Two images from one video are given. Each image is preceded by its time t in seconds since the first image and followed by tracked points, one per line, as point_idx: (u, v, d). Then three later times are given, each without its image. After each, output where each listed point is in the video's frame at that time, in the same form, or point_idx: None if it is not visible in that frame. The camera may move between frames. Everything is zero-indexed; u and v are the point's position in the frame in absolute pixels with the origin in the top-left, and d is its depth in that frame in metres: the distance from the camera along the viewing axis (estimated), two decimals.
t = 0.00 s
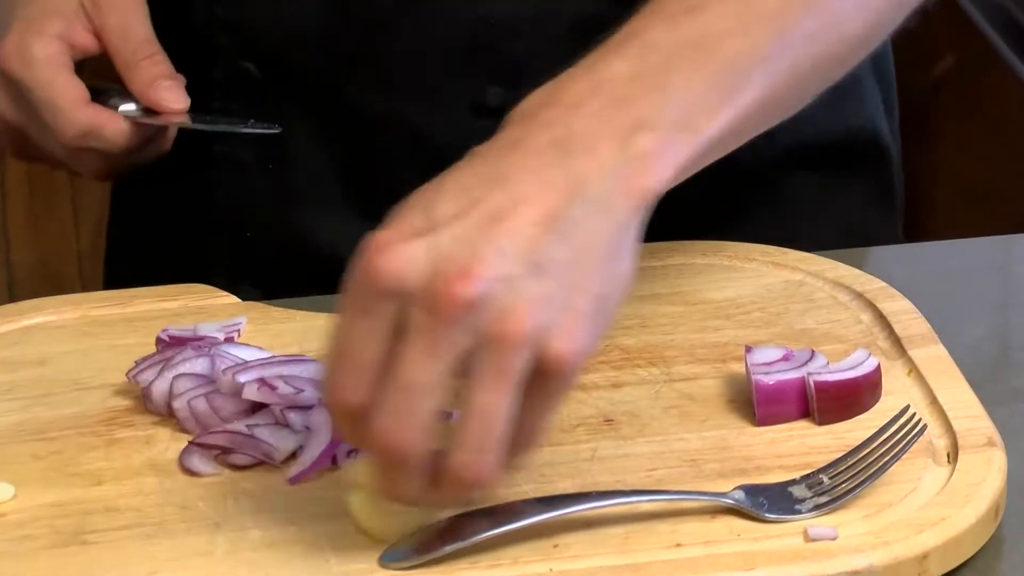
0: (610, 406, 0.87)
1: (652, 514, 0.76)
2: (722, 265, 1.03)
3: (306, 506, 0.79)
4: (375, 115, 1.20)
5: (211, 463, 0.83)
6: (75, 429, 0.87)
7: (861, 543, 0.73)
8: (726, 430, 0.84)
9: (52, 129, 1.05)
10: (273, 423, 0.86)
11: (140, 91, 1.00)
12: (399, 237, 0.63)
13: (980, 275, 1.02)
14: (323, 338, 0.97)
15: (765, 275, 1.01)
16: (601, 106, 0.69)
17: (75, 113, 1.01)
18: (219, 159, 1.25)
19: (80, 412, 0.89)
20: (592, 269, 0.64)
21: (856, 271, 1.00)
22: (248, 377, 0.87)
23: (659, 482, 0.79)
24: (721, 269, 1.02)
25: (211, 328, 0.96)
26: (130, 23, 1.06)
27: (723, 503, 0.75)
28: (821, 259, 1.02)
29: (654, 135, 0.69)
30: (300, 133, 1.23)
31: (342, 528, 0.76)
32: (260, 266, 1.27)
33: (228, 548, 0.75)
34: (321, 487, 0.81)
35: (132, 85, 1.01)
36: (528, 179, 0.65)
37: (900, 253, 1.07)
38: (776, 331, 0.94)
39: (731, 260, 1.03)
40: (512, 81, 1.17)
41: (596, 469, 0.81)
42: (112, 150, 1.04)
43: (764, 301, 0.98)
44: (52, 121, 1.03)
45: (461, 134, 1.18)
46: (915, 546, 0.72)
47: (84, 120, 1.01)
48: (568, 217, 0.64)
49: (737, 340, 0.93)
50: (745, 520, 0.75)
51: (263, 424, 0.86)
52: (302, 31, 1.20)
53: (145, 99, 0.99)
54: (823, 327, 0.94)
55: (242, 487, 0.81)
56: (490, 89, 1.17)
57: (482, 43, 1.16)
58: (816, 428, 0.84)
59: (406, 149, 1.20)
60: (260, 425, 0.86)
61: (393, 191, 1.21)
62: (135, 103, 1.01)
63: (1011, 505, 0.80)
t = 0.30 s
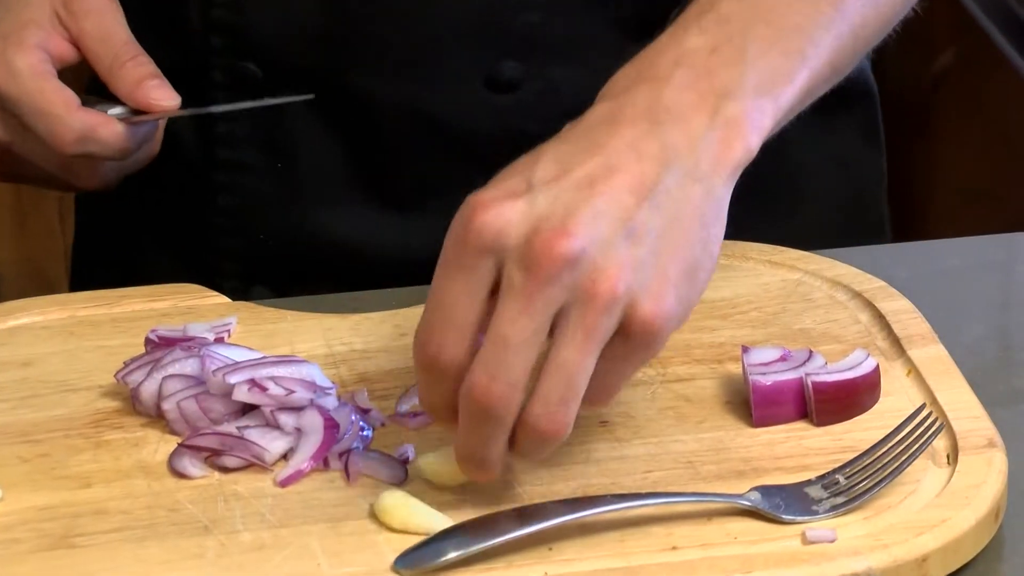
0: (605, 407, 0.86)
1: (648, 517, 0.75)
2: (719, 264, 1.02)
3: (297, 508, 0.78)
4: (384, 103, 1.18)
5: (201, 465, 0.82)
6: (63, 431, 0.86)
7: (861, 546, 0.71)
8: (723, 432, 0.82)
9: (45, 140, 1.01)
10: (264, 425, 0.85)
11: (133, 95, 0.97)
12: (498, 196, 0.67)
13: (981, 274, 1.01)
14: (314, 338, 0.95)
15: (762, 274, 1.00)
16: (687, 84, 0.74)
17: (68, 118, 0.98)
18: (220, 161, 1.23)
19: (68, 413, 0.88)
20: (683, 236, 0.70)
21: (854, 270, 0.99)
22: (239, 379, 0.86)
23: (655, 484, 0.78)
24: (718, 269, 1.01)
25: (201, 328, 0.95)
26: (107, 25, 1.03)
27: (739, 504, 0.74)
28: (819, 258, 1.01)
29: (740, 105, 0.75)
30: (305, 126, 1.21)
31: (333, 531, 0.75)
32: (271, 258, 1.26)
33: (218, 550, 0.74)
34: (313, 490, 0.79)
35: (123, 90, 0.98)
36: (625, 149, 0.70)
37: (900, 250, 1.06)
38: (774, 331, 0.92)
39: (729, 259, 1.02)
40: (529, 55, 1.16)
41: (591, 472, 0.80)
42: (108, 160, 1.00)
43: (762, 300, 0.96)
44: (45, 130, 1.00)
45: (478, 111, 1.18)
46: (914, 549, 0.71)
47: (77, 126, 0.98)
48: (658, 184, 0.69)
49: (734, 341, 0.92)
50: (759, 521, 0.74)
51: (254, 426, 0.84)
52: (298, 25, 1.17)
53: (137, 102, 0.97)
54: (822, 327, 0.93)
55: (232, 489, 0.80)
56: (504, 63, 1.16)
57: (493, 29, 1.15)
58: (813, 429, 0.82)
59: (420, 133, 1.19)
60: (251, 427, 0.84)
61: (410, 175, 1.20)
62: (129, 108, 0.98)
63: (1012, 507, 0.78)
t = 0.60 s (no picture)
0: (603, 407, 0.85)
1: (647, 518, 0.74)
2: (718, 262, 1.01)
3: (291, 510, 0.76)
4: (365, 92, 1.17)
5: (193, 466, 0.81)
6: (54, 432, 0.85)
7: (862, 547, 0.70)
8: (723, 432, 0.81)
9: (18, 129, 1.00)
10: (257, 426, 0.84)
11: (101, 80, 0.96)
12: (425, 235, 0.68)
13: (983, 273, 1.00)
14: (308, 337, 0.94)
15: (762, 272, 0.99)
16: (635, 92, 0.74)
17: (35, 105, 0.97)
18: (201, 149, 1.21)
19: (60, 413, 0.87)
20: (633, 246, 0.67)
21: (855, 268, 0.98)
22: (232, 378, 0.85)
23: (654, 485, 0.77)
24: (717, 267, 1.00)
25: (194, 328, 0.94)
26: (78, 11, 1.02)
27: (739, 505, 0.73)
28: (819, 255, 1.00)
29: (691, 105, 0.73)
30: (293, 120, 1.20)
31: (328, 532, 0.74)
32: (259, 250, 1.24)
33: (210, 552, 0.73)
34: (307, 491, 0.78)
35: (92, 72, 0.97)
36: (561, 169, 0.70)
37: (903, 248, 1.05)
38: (774, 330, 0.91)
39: (728, 257, 1.01)
40: (511, 45, 1.15)
41: (589, 473, 0.78)
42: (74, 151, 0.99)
43: (762, 299, 0.95)
44: (16, 118, 0.99)
45: (456, 101, 1.16)
46: (916, 550, 0.70)
47: (46, 112, 0.97)
48: (597, 197, 0.68)
49: (733, 340, 0.91)
50: (761, 522, 0.73)
51: (247, 426, 0.83)
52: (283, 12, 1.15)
53: (106, 91, 0.95)
54: (822, 325, 0.92)
55: (225, 490, 0.79)
56: (483, 51, 1.15)
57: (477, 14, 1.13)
58: (814, 429, 0.81)
59: (417, 131, 1.18)
60: (243, 428, 0.83)
61: (394, 166, 1.19)
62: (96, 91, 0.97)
63: (1015, 508, 0.77)
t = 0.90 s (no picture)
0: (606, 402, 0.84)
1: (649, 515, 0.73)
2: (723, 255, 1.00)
3: (290, 506, 0.75)
4: (364, 92, 1.15)
5: (191, 462, 0.79)
6: (50, 427, 0.84)
7: (867, 545, 0.69)
8: (727, 428, 0.80)
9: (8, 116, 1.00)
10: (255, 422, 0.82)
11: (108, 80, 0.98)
12: (602, 123, 0.76)
13: (990, 267, 0.98)
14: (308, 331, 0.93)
15: (767, 265, 0.98)
16: (758, 10, 0.84)
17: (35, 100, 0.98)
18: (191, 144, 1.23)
19: (56, 408, 0.86)
20: (778, 155, 0.79)
21: (861, 262, 0.97)
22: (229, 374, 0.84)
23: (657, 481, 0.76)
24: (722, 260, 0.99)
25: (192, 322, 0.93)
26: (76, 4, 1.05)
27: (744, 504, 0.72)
28: (825, 249, 0.99)
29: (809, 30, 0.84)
30: (280, 114, 1.19)
31: (326, 529, 0.73)
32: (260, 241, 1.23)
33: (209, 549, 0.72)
34: (305, 487, 0.77)
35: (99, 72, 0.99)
36: (713, 70, 0.79)
37: (911, 241, 1.03)
38: (779, 324, 0.90)
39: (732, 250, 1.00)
40: (502, 40, 1.10)
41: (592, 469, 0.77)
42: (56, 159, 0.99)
43: (767, 293, 0.94)
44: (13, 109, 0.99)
45: (454, 101, 1.13)
46: (922, 548, 0.69)
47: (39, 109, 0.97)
48: (747, 100, 0.78)
49: (738, 334, 0.90)
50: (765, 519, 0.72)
51: (244, 422, 0.82)
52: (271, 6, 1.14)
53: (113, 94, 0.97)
54: (829, 319, 0.91)
55: (223, 487, 0.77)
56: (476, 48, 1.11)
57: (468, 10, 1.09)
58: (820, 425, 0.80)
59: (403, 126, 1.15)
60: (241, 424, 0.82)
61: (393, 165, 1.17)
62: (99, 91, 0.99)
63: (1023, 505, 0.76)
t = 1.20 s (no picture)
0: (607, 396, 0.83)
1: (651, 511, 0.72)
2: (725, 248, 0.98)
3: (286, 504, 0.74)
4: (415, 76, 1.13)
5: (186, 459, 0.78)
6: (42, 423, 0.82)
7: (872, 543, 0.68)
8: (730, 424, 0.79)
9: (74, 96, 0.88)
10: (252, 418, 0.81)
11: (207, 110, 0.89)
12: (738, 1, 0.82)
13: (997, 259, 0.97)
14: (303, 324, 0.92)
15: (770, 259, 0.96)
16: None
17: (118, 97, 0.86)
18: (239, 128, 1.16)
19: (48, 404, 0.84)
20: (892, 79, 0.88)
21: (866, 254, 0.95)
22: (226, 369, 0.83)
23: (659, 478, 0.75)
24: (724, 253, 0.98)
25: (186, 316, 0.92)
26: (195, 56, 0.90)
27: None
28: (829, 241, 0.98)
29: None
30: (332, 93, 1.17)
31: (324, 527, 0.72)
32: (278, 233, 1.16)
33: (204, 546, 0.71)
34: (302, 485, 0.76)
35: (189, 92, 0.89)
36: None
37: (916, 232, 1.02)
38: (782, 318, 0.89)
39: (734, 243, 0.98)
40: (563, 16, 1.09)
41: (593, 465, 0.76)
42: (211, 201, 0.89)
43: (770, 286, 0.93)
44: (96, 94, 0.87)
45: (512, 86, 1.11)
46: (927, 545, 0.68)
47: (224, 130, 0.88)
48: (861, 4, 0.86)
49: (741, 328, 0.89)
50: (770, 516, 0.71)
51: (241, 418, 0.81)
52: None
53: (212, 132, 0.88)
54: (833, 314, 0.89)
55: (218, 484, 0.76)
56: (536, 31, 1.09)
57: None
58: (824, 421, 0.79)
59: (453, 112, 1.13)
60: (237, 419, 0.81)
61: (447, 154, 1.14)
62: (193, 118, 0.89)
63: None
